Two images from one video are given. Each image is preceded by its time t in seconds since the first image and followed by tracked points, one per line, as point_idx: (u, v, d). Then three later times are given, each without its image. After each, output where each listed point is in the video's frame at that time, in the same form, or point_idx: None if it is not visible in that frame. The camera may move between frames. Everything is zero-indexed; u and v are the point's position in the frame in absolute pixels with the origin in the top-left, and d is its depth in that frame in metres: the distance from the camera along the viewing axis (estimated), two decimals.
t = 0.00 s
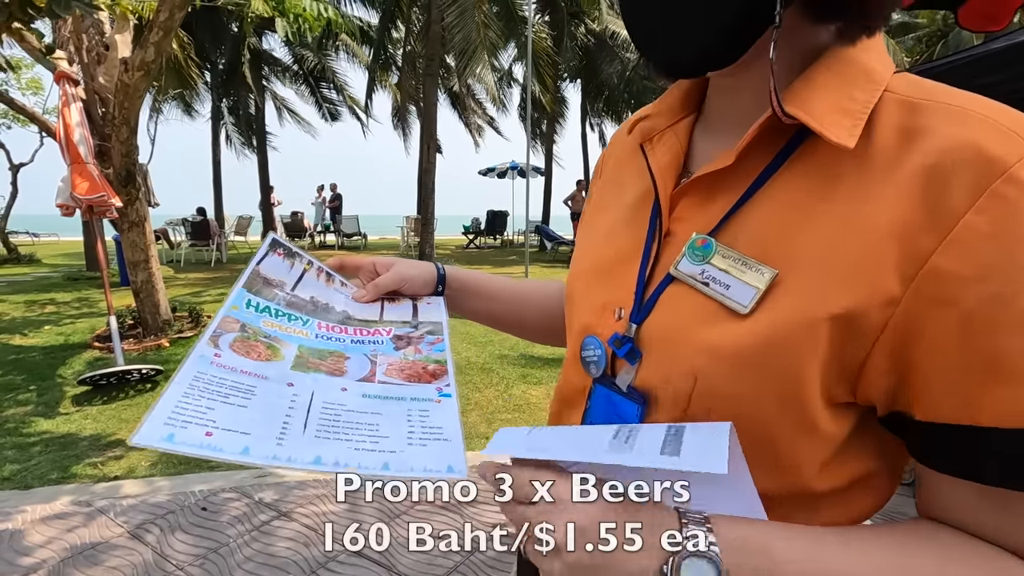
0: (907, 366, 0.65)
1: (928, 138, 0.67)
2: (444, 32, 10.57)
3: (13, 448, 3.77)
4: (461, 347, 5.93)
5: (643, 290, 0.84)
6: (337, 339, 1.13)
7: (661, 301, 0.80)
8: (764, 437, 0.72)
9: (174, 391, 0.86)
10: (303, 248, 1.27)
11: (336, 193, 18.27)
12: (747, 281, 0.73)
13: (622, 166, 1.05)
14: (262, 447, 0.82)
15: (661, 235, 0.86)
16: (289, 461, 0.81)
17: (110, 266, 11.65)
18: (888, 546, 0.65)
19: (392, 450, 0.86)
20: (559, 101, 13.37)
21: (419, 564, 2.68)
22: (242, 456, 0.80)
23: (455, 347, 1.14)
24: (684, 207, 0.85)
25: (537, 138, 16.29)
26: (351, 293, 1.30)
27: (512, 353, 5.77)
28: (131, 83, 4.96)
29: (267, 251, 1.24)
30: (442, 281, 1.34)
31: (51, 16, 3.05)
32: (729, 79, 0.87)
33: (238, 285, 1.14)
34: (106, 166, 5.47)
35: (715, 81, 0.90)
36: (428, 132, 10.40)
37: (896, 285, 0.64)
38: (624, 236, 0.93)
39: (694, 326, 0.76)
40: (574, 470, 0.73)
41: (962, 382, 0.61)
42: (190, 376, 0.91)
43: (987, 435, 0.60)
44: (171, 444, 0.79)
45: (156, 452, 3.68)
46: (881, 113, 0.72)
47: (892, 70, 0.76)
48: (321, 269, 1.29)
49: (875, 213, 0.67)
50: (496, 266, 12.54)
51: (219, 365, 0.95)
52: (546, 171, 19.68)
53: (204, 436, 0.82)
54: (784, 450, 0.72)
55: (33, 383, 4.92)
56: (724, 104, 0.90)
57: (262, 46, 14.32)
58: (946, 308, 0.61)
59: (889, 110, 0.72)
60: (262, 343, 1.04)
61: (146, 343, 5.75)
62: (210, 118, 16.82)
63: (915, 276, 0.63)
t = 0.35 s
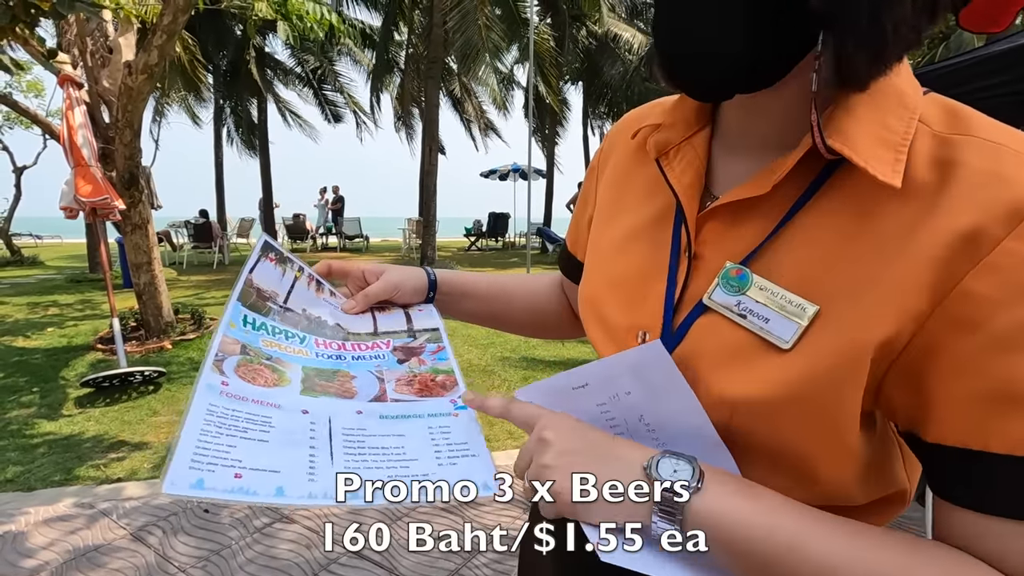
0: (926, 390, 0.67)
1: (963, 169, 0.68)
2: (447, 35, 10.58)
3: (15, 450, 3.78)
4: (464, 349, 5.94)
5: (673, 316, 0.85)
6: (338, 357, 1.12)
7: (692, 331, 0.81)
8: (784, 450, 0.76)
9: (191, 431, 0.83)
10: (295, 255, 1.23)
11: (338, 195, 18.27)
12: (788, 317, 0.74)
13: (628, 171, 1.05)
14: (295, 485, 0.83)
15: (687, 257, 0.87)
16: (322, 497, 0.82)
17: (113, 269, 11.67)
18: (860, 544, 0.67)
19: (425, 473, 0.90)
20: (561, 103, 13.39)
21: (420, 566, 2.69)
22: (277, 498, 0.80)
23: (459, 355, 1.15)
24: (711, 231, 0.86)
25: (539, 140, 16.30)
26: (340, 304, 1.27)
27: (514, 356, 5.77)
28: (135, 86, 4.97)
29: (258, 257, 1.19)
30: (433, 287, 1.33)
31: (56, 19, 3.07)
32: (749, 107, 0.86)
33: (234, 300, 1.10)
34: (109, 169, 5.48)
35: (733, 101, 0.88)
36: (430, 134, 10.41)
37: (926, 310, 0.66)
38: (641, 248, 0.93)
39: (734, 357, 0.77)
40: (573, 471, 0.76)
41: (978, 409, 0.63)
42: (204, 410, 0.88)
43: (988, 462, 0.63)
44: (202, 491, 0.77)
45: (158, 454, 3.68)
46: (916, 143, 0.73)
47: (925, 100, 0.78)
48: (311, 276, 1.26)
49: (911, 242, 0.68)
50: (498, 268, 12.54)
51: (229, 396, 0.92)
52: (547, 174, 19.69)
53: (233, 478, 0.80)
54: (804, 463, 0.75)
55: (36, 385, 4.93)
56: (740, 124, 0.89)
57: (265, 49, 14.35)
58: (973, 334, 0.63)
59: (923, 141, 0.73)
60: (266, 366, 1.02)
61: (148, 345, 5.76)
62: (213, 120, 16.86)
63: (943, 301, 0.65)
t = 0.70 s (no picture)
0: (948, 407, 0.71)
1: (986, 188, 0.70)
2: (448, 37, 10.58)
3: (19, 451, 3.79)
4: (466, 351, 5.94)
5: (682, 334, 0.86)
6: (346, 376, 1.09)
7: (702, 350, 0.82)
8: (798, 465, 0.78)
9: (220, 484, 0.79)
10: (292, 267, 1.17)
11: (340, 196, 18.29)
12: (799, 339, 0.76)
13: (641, 179, 1.05)
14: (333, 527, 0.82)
15: (699, 273, 0.87)
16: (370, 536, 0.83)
17: (113, 270, 11.67)
18: None
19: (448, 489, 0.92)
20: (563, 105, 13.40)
21: (421, 568, 2.69)
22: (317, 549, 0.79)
23: (466, 361, 1.14)
24: (723, 247, 0.87)
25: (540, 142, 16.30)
26: (339, 314, 1.23)
27: (515, 357, 5.78)
28: (138, 89, 4.98)
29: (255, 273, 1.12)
30: (431, 288, 1.32)
31: (60, 22, 3.08)
32: (766, 108, 0.85)
33: (237, 327, 1.03)
34: (112, 171, 5.49)
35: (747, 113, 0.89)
36: (432, 136, 10.42)
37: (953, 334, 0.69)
38: (652, 261, 0.94)
39: (745, 379, 0.79)
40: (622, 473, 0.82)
41: (1003, 435, 0.67)
42: (229, 457, 0.83)
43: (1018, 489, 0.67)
44: (243, 550, 0.75)
45: (160, 456, 3.69)
46: (938, 161, 0.75)
47: (942, 105, 0.80)
48: (308, 287, 1.20)
49: (934, 267, 0.70)
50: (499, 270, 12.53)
51: (249, 440, 0.87)
52: (549, 176, 19.66)
53: (271, 530, 0.78)
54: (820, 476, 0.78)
55: (38, 386, 4.94)
56: (756, 137, 0.89)
57: (267, 51, 14.38)
58: (992, 358, 0.67)
59: (945, 158, 0.75)
60: (280, 399, 0.97)
61: (150, 347, 5.77)
62: (215, 122, 16.88)
63: (970, 324, 0.68)
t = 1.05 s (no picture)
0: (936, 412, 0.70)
1: (981, 187, 0.69)
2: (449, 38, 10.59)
3: (20, 452, 3.79)
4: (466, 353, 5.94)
5: (676, 336, 0.86)
6: (347, 381, 1.08)
7: (695, 355, 0.83)
8: (788, 475, 0.77)
9: (221, 508, 0.78)
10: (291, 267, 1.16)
11: (341, 197, 18.30)
12: (792, 345, 0.76)
13: (642, 179, 1.06)
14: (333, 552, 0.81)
15: (694, 276, 0.87)
16: (364, 562, 0.82)
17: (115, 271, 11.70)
18: None
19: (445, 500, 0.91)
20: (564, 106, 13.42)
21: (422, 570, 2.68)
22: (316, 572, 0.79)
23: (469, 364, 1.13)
24: (719, 249, 0.87)
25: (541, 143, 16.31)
26: (340, 312, 1.23)
27: (516, 359, 5.78)
28: (139, 91, 4.99)
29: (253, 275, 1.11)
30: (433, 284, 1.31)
31: (61, 23, 3.09)
32: (769, 108, 0.85)
33: (236, 334, 1.02)
34: (113, 172, 5.51)
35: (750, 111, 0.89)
36: (433, 137, 10.43)
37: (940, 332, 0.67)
38: (650, 261, 0.95)
39: (737, 386, 0.79)
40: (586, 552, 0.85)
41: (988, 442, 0.65)
42: (229, 479, 0.81)
43: (996, 497, 0.65)
44: None
45: (161, 457, 3.69)
46: (939, 161, 0.74)
47: (948, 103, 0.78)
48: (308, 287, 1.19)
49: (928, 268, 0.69)
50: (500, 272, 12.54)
51: (250, 457, 0.85)
52: (550, 177, 19.69)
53: (271, 556, 0.78)
54: (811, 484, 0.77)
55: (40, 387, 4.94)
56: (762, 139, 0.89)
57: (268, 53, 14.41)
58: (980, 361, 0.66)
59: (945, 160, 0.74)
60: (280, 411, 0.96)
61: (151, 348, 5.77)
62: (216, 124, 16.92)
63: (958, 325, 0.66)
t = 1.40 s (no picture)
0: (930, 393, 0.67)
1: (972, 165, 0.68)
2: (450, 40, 10.60)
3: (20, 454, 3.79)
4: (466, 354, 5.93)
5: (674, 325, 0.86)
6: (343, 374, 1.09)
7: (691, 343, 0.82)
8: (778, 467, 0.76)
9: (206, 494, 0.79)
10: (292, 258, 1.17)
11: (342, 199, 18.32)
12: (789, 328, 0.74)
13: (643, 180, 1.07)
14: (313, 548, 0.81)
15: (693, 266, 0.88)
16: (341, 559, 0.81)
17: (117, 273, 11.73)
18: None
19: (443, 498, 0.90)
20: (565, 108, 13.42)
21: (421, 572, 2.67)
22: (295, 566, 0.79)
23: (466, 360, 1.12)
24: (718, 238, 0.87)
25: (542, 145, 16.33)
26: (342, 303, 1.24)
27: (516, 360, 5.77)
28: (141, 92, 5.00)
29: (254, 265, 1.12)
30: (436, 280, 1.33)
31: (62, 26, 3.09)
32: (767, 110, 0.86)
33: (234, 322, 1.03)
34: (114, 174, 5.52)
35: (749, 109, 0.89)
36: (434, 138, 10.43)
37: (931, 309, 0.65)
38: (649, 254, 0.95)
39: (737, 374, 0.77)
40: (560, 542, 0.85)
41: (977, 421, 0.62)
42: (216, 466, 0.82)
43: (992, 478, 0.62)
44: (223, 567, 0.75)
45: (161, 458, 3.69)
46: (933, 144, 0.73)
47: (941, 89, 0.78)
48: (310, 278, 1.21)
49: (916, 248, 0.68)
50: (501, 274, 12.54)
51: (239, 445, 0.86)
52: (551, 178, 19.74)
53: (252, 546, 0.78)
54: (798, 478, 0.75)
55: (41, 389, 4.95)
56: (758, 133, 0.89)
57: (269, 55, 14.43)
58: (968, 337, 0.64)
59: (939, 142, 0.73)
60: (274, 399, 0.97)
61: (152, 349, 5.78)
62: (218, 126, 16.95)
63: (950, 301, 0.65)
